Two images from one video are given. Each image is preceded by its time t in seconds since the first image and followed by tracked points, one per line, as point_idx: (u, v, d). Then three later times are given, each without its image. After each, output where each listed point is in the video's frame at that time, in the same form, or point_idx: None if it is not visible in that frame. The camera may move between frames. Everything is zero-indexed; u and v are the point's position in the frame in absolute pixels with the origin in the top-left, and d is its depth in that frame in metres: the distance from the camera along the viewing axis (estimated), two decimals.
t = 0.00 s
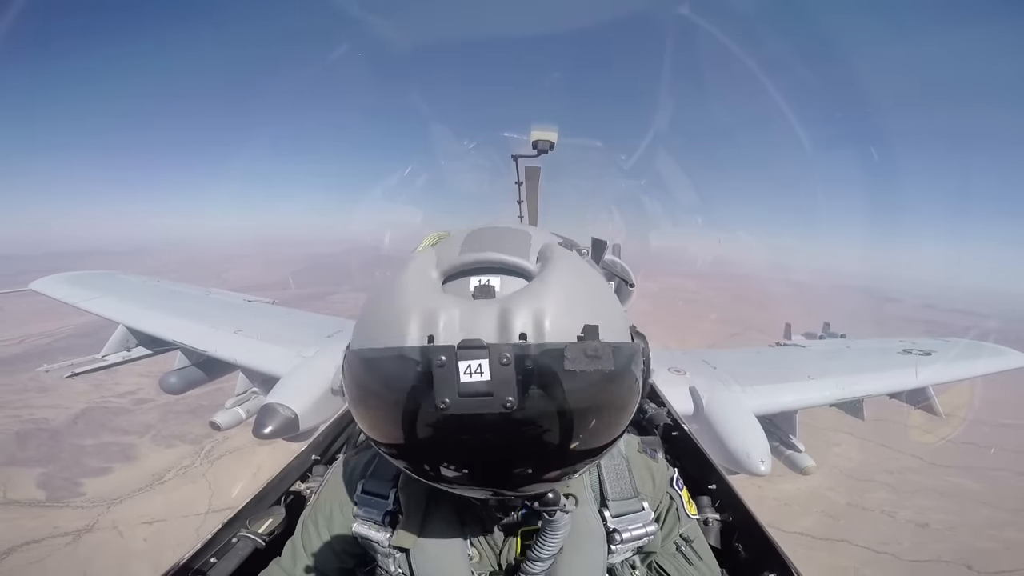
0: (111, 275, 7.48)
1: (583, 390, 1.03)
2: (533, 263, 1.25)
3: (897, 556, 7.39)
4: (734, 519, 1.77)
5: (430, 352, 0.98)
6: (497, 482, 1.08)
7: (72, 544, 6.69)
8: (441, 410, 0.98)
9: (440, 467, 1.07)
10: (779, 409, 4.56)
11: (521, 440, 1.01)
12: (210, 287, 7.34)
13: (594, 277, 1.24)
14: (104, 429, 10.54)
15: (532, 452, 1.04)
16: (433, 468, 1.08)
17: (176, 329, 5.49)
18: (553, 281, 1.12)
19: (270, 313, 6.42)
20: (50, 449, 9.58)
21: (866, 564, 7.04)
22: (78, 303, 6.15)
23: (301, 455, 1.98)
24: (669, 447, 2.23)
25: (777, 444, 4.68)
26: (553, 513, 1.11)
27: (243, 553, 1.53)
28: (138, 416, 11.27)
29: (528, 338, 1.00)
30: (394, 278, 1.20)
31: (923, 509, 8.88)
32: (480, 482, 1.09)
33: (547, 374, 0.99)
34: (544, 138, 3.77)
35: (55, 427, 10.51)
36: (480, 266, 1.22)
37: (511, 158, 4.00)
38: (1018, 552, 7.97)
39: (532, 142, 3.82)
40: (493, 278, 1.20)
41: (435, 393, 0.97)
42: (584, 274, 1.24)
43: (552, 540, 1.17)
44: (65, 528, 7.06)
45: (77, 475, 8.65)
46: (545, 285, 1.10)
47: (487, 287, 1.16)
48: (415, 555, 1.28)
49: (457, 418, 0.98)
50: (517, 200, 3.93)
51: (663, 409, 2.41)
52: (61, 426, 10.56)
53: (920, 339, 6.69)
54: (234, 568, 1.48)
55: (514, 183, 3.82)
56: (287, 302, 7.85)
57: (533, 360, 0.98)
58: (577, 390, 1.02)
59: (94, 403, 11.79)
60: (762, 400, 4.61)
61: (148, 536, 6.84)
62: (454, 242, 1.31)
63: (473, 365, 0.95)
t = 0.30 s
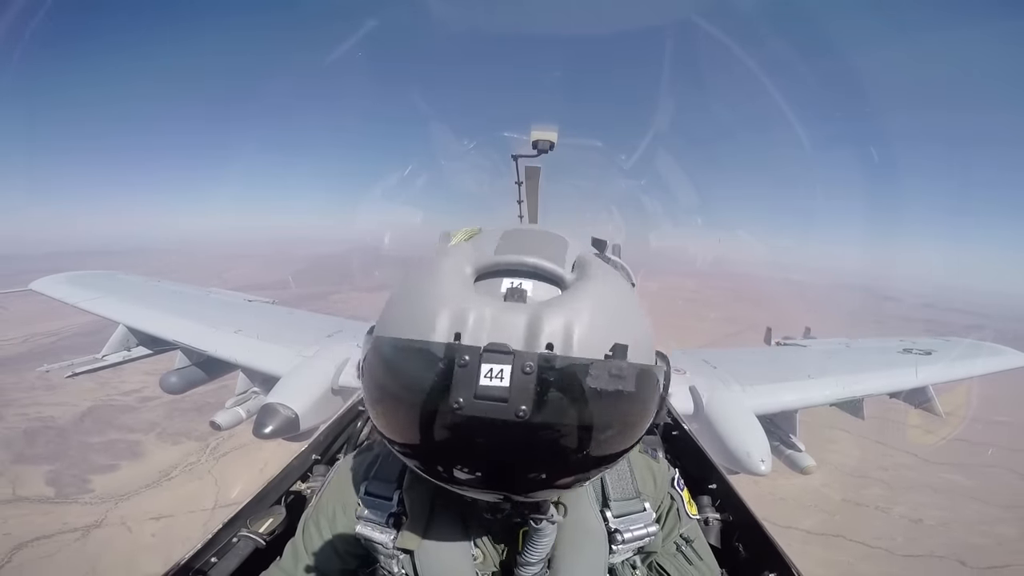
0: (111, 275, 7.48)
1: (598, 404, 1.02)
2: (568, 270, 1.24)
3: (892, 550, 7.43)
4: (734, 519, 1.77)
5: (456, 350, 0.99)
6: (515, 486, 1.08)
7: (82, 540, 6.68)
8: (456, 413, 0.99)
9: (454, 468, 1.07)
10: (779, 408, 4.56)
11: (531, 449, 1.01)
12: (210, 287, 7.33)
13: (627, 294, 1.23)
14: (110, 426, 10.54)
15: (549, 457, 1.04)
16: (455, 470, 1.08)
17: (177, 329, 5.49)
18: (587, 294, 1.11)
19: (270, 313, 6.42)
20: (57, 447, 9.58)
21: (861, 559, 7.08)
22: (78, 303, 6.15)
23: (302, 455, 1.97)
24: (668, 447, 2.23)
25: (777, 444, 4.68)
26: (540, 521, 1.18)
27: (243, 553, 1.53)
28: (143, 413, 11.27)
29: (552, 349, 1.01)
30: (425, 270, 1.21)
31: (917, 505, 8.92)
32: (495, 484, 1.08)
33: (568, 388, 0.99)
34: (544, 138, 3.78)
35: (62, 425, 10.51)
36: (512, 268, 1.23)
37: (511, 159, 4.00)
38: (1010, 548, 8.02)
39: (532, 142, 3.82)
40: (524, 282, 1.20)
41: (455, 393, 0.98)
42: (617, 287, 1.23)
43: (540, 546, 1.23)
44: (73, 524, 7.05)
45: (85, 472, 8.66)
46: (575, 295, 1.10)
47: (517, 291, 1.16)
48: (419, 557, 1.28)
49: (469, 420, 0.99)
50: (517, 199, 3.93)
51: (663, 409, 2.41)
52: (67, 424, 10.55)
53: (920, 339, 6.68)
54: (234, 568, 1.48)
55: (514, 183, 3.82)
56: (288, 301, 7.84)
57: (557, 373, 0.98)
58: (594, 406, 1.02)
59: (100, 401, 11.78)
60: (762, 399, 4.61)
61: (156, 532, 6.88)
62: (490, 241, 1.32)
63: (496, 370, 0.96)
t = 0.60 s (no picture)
0: (111, 275, 7.48)
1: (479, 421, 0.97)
2: (505, 281, 1.12)
3: (886, 547, 7.42)
4: (733, 519, 1.77)
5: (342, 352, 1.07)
6: (463, 488, 1.07)
7: (89, 535, 6.69)
8: (341, 411, 1.08)
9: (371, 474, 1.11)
10: (778, 409, 4.56)
11: (422, 458, 1.02)
12: (210, 287, 7.34)
13: (557, 307, 1.08)
14: (115, 424, 10.54)
15: (495, 459, 1.02)
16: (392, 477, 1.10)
17: (176, 330, 5.50)
18: (491, 309, 1.00)
19: (270, 313, 6.42)
20: (64, 444, 9.57)
21: (855, 555, 7.08)
22: (78, 303, 6.15)
23: (301, 456, 1.98)
24: (668, 447, 2.23)
25: (777, 444, 4.67)
26: (481, 530, 1.20)
27: (243, 553, 1.53)
28: (148, 411, 11.27)
29: (424, 367, 0.97)
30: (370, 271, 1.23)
31: (911, 503, 8.91)
32: (456, 490, 1.08)
33: (430, 404, 0.96)
34: (543, 139, 3.78)
35: (68, 423, 10.50)
36: (449, 278, 1.14)
37: (511, 159, 4.01)
38: (1003, 545, 8.00)
39: (531, 143, 3.82)
40: (453, 292, 1.10)
41: (330, 389, 1.10)
42: (553, 302, 1.09)
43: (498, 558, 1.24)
44: (82, 520, 7.05)
45: (91, 469, 8.67)
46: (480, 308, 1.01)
47: (441, 301, 1.08)
48: (419, 559, 1.27)
49: (352, 421, 1.06)
50: (517, 200, 3.94)
51: (663, 410, 2.41)
52: (73, 422, 10.53)
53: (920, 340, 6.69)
54: (233, 568, 1.47)
55: (514, 184, 3.82)
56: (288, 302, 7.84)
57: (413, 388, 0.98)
58: (467, 425, 0.97)
59: (105, 399, 11.77)
60: (762, 400, 4.61)
61: (163, 528, 6.91)
62: (450, 247, 1.26)
63: (358, 375, 1.03)
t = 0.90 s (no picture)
0: (111, 275, 7.47)
1: (434, 436, 0.97)
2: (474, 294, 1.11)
3: (882, 542, 7.43)
4: (734, 518, 1.78)
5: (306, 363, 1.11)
6: (434, 498, 1.07)
7: (98, 530, 6.72)
8: (308, 420, 1.12)
9: (341, 482, 1.13)
10: (779, 408, 4.56)
11: (386, 469, 1.03)
12: (209, 287, 7.33)
13: (521, 323, 1.06)
14: (122, 421, 10.55)
15: (464, 470, 1.02)
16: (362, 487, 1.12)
17: (175, 329, 5.49)
18: (452, 325, 1.00)
19: (270, 313, 6.41)
20: (70, 441, 9.58)
21: (849, 549, 7.11)
22: (77, 303, 6.14)
23: (301, 455, 1.98)
24: (668, 446, 2.23)
25: (777, 444, 4.68)
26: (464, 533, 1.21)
27: (244, 553, 1.53)
28: (154, 408, 11.27)
29: (379, 382, 0.99)
30: (348, 278, 1.24)
31: (905, 498, 8.93)
32: (428, 499, 1.08)
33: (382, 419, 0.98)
34: (543, 138, 3.77)
35: (74, 420, 10.49)
36: (421, 288, 1.13)
37: (511, 158, 4.00)
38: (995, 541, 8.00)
39: (531, 142, 3.82)
40: (424, 304, 1.10)
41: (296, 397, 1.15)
42: (521, 316, 1.07)
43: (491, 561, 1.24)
44: (90, 515, 7.08)
45: (98, 464, 8.68)
46: (441, 324, 1.01)
47: (410, 314, 1.08)
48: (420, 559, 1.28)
49: (316, 430, 1.10)
50: (517, 200, 3.93)
51: (663, 409, 2.41)
52: (79, 419, 10.52)
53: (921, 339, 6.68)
54: (234, 568, 1.47)
55: (514, 183, 3.82)
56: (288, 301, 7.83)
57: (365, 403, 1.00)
58: (419, 442, 0.99)
59: (110, 396, 11.76)
60: (762, 399, 4.61)
61: (170, 522, 6.93)
62: (432, 257, 1.26)
63: (316, 388, 1.07)
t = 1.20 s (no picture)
0: (111, 275, 7.46)
1: (419, 440, 0.97)
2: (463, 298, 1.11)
3: (874, 538, 7.47)
4: (733, 518, 1.78)
5: (291, 366, 1.12)
6: (422, 502, 1.07)
7: (105, 524, 6.75)
8: (294, 423, 1.12)
9: (330, 485, 1.13)
10: (779, 408, 4.56)
11: (372, 472, 1.03)
12: (210, 287, 7.33)
13: (508, 327, 1.06)
14: (127, 417, 10.57)
15: (453, 474, 1.01)
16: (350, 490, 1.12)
17: (175, 329, 5.49)
18: (437, 328, 1.00)
19: (270, 313, 6.40)
20: (77, 438, 9.60)
21: (842, 544, 7.14)
22: (77, 303, 6.14)
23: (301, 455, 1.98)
24: (668, 446, 2.23)
25: (777, 444, 4.68)
26: (457, 536, 1.21)
27: (243, 552, 1.53)
28: (158, 405, 11.28)
29: (362, 386, 0.99)
30: (338, 280, 1.24)
31: (899, 495, 8.94)
32: (416, 502, 1.07)
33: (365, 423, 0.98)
34: (543, 138, 3.77)
35: (80, 416, 10.51)
36: (411, 291, 1.13)
37: (511, 158, 4.00)
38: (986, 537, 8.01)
39: (531, 142, 3.82)
40: (413, 307, 1.10)
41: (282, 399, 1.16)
42: (511, 319, 1.07)
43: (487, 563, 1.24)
44: (98, 510, 7.10)
45: (105, 460, 8.69)
46: (426, 328, 1.01)
47: (397, 318, 1.08)
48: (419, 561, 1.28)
49: (303, 433, 1.10)
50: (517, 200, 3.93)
51: (663, 409, 2.41)
52: (85, 416, 10.53)
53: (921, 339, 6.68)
54: (234, 567, 1.47)
55: (514, 183, 3.81)
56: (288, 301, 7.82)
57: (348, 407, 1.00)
58: (404, 446, 0.98)
59: (115, 394, 11.76)
60: (762, 399, 4.61)
61: (176, 516, 6.95)
62: (424, 260, 1.26)
63: (301, 391, 1.08)
